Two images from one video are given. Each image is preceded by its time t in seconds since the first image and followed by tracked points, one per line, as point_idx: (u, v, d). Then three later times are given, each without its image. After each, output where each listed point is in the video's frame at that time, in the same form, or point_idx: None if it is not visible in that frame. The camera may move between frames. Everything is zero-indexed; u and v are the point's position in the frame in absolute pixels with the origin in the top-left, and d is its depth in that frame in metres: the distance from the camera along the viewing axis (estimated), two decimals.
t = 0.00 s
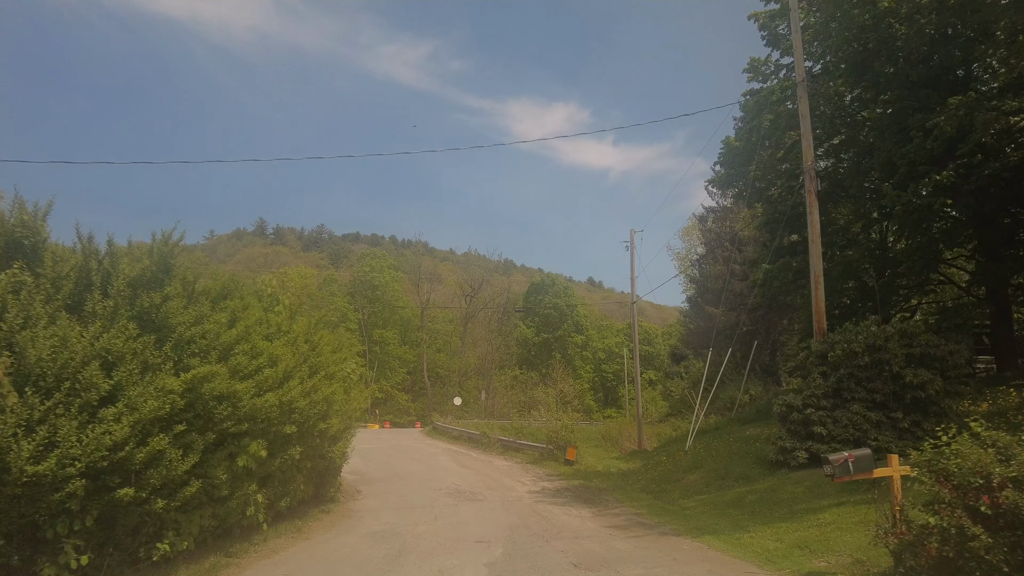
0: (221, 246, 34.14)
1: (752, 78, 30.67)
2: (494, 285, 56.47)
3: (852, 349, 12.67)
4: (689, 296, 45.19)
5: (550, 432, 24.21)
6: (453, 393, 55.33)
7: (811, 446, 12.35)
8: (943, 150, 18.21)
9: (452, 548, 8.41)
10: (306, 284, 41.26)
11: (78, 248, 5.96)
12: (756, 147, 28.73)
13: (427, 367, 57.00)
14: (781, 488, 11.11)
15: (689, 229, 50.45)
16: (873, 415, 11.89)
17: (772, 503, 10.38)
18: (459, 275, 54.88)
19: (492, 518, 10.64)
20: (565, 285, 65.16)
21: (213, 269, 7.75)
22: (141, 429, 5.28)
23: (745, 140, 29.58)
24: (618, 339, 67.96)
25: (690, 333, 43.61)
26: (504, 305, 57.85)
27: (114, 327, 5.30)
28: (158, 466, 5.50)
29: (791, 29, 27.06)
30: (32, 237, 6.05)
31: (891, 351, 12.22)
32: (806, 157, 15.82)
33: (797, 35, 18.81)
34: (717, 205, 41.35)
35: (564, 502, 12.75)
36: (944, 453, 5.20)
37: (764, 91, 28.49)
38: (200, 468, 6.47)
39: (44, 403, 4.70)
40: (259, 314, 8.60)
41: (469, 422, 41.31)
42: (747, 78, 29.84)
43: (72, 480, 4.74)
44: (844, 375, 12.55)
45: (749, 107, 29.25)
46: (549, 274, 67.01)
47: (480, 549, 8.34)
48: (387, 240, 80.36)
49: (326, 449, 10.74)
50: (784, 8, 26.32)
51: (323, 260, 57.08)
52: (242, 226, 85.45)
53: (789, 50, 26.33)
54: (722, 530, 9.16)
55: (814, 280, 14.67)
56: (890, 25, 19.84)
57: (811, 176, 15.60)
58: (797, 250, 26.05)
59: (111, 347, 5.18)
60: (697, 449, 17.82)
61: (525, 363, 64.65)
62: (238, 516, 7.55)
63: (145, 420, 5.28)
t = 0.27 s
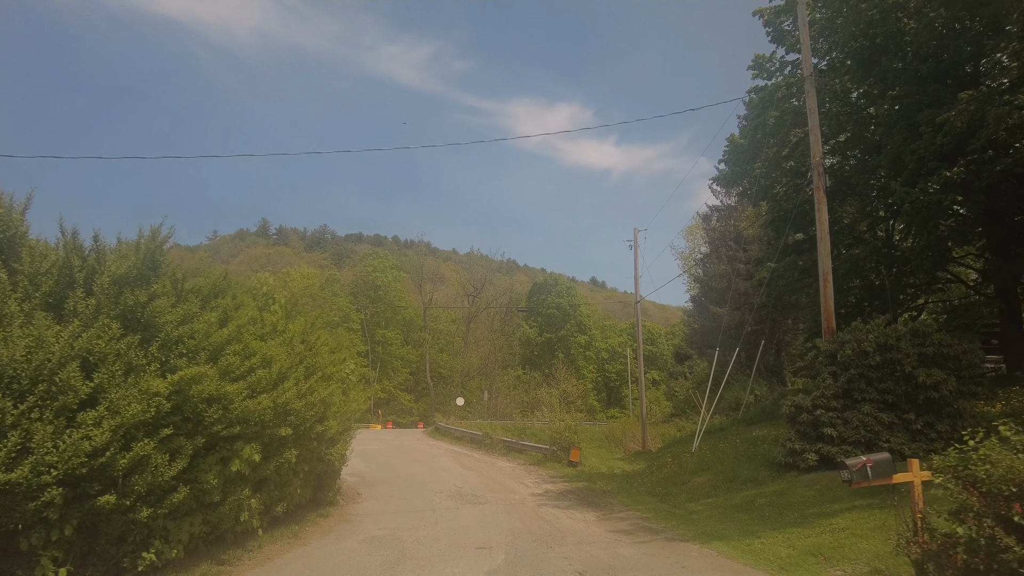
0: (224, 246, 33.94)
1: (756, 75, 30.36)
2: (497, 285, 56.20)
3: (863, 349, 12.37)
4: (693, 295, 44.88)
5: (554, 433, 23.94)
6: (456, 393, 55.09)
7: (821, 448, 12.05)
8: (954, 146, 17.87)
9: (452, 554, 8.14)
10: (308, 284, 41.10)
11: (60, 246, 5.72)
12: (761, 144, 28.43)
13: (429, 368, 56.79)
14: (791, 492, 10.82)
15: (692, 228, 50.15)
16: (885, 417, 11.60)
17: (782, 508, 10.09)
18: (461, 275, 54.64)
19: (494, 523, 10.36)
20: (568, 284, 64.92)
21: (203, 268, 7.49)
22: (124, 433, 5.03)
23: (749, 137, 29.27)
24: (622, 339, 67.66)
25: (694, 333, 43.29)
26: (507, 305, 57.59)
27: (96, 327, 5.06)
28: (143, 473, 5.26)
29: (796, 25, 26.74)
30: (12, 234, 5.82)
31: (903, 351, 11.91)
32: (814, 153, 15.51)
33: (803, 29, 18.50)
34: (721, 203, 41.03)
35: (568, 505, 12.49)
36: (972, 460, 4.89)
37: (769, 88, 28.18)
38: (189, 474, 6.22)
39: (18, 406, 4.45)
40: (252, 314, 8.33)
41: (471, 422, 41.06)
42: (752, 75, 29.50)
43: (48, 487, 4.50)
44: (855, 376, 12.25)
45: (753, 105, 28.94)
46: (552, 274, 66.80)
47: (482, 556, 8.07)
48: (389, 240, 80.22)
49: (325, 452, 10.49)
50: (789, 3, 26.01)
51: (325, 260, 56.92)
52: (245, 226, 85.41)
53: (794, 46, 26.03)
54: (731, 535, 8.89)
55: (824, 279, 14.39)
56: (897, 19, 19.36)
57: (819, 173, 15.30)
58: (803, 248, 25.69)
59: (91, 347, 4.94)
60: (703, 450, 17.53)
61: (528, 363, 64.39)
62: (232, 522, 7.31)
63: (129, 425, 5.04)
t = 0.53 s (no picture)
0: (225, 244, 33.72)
1: (762, 71, 30.04)
2: (500, 284, 55.90)
3: (874, 346, 12.06)
4: (696, 295, 44.55)
5: (557, 433, 23.65)
6: (458, 392, 54.80)
7: (831, 447, 11.76)
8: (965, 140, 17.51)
9: (453, 556, 7.87)
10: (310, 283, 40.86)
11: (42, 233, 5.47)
12: (766, 141, 28.11)
13: (432, 367, 56.54)
14: (802, 492, 10.53)
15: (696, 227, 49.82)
16: (897, 415, 11.30)
17: (793, 508, 9.81)
18: (464, 274, 54.37)
19: (497, 523, 10.08)
20: (571, 284, 64.65)
21: (196, 259, 7.24)
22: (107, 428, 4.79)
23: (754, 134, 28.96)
24: (625, 338, 67.35)
25: (697, 332, 42.97)
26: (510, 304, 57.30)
27: (77, 316, 4.82)
28: (127, 470, 5.01)
29: (801, 20, 26.42)
30: None
31: (917, 347, 11.60)
32: (823, 146, 15.20)
33: (811, 21, 18.18)
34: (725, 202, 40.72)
35: (572, 505, 12.21)
36: (1004, 459, 4.59)
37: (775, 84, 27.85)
38: (180, 473, 5.97)
39: None
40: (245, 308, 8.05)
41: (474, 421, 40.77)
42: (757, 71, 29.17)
43: (24, 485, 4.28)
44: (867, 372, 11.94)
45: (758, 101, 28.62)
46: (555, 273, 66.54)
47: (484, 557, 7.80)
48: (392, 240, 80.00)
49: (323, 451, 10.23)
50: None
51: (327, 260, 56.68)
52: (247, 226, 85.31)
53: (800, 41, 25.71)
54: (742, 537, 8.61)
55: (833, 275, 14.07)
56: (907, 12, 19.04)
57: (828, 166, 14.99)
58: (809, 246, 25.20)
59: (72, 337, 4.73)
60: (709, 450, 17.23)
61: (530, 363, 64.08)
62: (225, 522, 7.05)
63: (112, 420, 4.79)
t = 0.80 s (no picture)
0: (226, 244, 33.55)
1: (766, 68, 29.75)
2: (502, 284, 55.64)
3: (885, 345, 11.77)
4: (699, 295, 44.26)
5: (559, 433, 23.38)
6: (460, 393, 54.55)
7: (842, 449, 11.47)
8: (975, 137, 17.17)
9: (454, 562, 7.59)
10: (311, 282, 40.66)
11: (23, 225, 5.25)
12: (771, 139, 27.82)
13: (433, 367, 56.32)
14: (812, 495, 10.24)
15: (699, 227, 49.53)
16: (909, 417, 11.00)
17: (804, 512, 9.52)
18: (466, 274, 54.12)
19: (499, 527, 9.81)
20: (573, 284, 64.41)
21: (187, 254, 6.99)
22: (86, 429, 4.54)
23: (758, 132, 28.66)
24: (627, 338, 67.06)
25: (700, 332, 42.67)
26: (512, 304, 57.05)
27: (52, 312, 4.60)
28: (108, 474, 4.76)
29: (806, 16, 26.13)
30: None
31: (929, 346, 11.29)
32: (832, 142, 14.91)
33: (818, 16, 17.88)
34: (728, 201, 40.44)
35: (575, 508, 11.95)
36: None
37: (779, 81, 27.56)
38: (168, 476, 5.72)
39: None
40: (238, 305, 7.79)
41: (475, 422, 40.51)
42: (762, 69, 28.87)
43: None
44: (877, 373, 11.64)
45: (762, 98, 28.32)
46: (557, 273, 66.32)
47: (486, 563, 7.53)
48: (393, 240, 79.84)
49: (320, 452, 9.96)
50: None
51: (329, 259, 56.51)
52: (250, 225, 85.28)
53: (805, 38, 25.42)
54: (752, 542, 8.34)
55: (842, 273, 13.80)
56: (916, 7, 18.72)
57: (837, 162, 14.71)
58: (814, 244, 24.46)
59: (48, 333, 4.52)
60: (714, 451, 16.94)
61: (532, 363, 63.80)
62: (217, 528, 6.78)
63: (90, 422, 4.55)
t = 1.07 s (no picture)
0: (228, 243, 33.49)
1: (769, 64, 29.45)
2: (503, 283, 55.36)
3: (894, 341, 11.50)
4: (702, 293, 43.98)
5: (561, 433, 23.13)
6: (462, 392, 54.32)
7: (850, 447, 11.20)
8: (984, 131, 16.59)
9: (450, 565, 7.34)
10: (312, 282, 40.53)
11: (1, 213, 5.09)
12: (775, 136, 27.54)
13: (434, 366, 56.17)
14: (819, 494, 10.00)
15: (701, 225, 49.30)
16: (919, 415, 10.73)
17: (812, 513, 9.27)
18: (467, 273, 53.87)
19: (499, 528, 9.56)
20: (575, 283, 64.18)
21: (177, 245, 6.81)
22: (59, 426, 4.40)
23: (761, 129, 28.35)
24: (629, 338, 66.76)
25: (703, 331, 42.39)
26: (513, 303, 56.79)
27: (23, 302, 4.55)
28: (84, 471, 4.57)
29: (810, 11, 25.83)
30: None
31: (939, 342, 11.02)
32: (839, 135, 14.61)
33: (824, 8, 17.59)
34: (731, 199, 40.14)
35: (577, 509, 11.69)
36: None
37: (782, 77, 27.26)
38: (153, 475, 5.50)
39: None
40: (228, 299, 7.56)
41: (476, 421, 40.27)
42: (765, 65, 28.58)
43: None
44: (886, 369, 11.38)
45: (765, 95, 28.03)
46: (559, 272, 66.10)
47: (484, 565, 7.28)
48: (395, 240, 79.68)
49: (316, 452, 9.73)
50: None
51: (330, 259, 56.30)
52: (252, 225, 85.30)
53: (807, 34, 25.14)
54: (760, 544, 8.10)
55: (849, 269, 13.54)
56: None
57: (843, 156, 14.42)
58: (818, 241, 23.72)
59: (16, 324, 4.42)
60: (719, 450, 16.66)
61: (534, 362, 63.53)
62: (207, 528, 6.56)
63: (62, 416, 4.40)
